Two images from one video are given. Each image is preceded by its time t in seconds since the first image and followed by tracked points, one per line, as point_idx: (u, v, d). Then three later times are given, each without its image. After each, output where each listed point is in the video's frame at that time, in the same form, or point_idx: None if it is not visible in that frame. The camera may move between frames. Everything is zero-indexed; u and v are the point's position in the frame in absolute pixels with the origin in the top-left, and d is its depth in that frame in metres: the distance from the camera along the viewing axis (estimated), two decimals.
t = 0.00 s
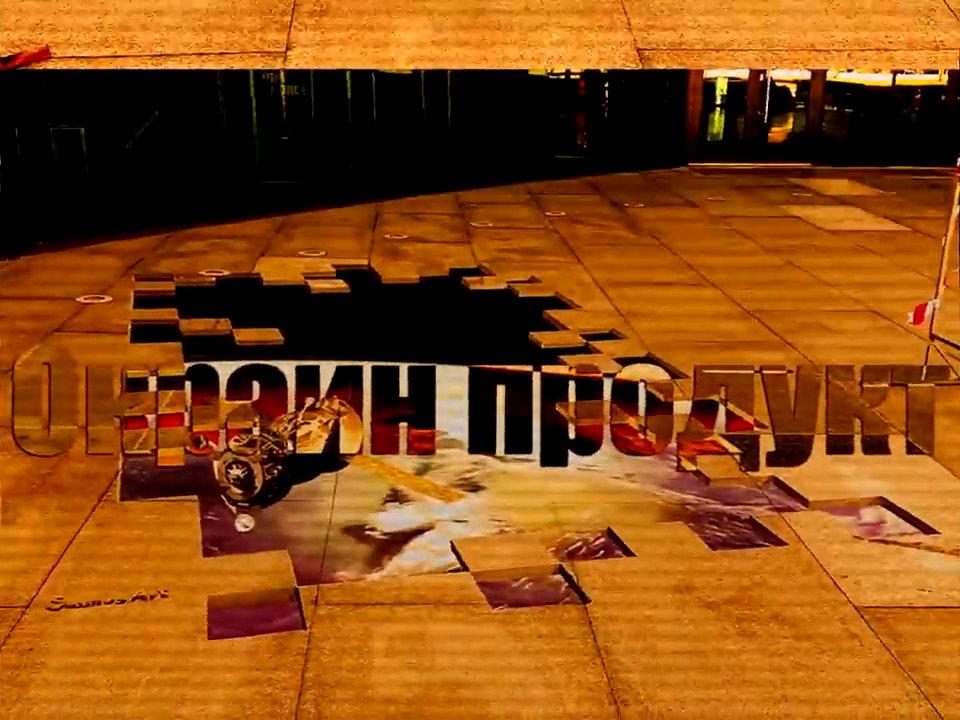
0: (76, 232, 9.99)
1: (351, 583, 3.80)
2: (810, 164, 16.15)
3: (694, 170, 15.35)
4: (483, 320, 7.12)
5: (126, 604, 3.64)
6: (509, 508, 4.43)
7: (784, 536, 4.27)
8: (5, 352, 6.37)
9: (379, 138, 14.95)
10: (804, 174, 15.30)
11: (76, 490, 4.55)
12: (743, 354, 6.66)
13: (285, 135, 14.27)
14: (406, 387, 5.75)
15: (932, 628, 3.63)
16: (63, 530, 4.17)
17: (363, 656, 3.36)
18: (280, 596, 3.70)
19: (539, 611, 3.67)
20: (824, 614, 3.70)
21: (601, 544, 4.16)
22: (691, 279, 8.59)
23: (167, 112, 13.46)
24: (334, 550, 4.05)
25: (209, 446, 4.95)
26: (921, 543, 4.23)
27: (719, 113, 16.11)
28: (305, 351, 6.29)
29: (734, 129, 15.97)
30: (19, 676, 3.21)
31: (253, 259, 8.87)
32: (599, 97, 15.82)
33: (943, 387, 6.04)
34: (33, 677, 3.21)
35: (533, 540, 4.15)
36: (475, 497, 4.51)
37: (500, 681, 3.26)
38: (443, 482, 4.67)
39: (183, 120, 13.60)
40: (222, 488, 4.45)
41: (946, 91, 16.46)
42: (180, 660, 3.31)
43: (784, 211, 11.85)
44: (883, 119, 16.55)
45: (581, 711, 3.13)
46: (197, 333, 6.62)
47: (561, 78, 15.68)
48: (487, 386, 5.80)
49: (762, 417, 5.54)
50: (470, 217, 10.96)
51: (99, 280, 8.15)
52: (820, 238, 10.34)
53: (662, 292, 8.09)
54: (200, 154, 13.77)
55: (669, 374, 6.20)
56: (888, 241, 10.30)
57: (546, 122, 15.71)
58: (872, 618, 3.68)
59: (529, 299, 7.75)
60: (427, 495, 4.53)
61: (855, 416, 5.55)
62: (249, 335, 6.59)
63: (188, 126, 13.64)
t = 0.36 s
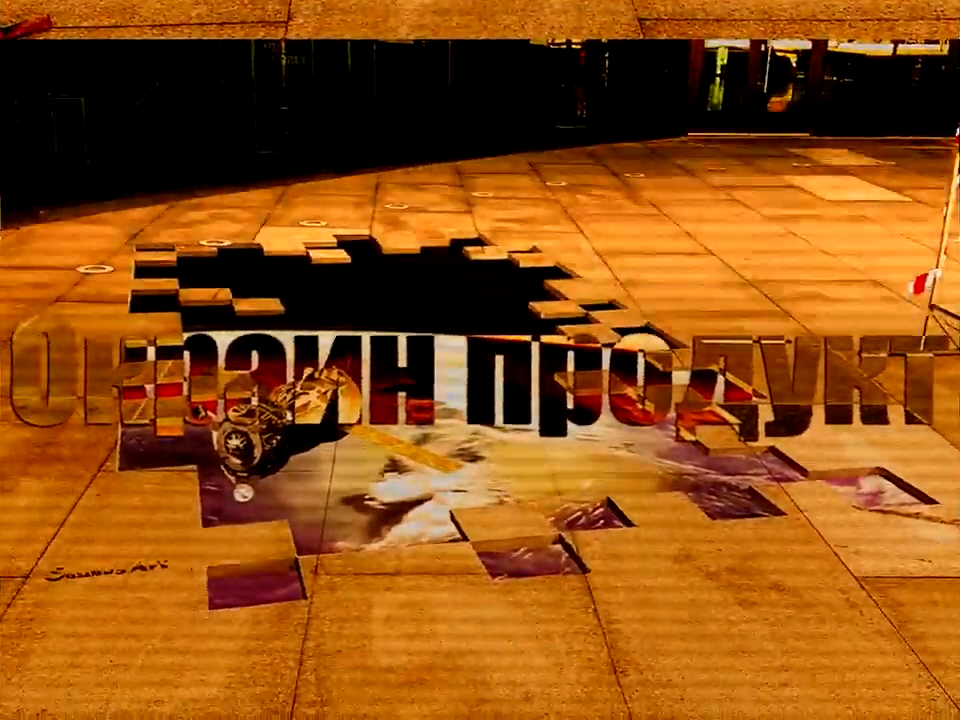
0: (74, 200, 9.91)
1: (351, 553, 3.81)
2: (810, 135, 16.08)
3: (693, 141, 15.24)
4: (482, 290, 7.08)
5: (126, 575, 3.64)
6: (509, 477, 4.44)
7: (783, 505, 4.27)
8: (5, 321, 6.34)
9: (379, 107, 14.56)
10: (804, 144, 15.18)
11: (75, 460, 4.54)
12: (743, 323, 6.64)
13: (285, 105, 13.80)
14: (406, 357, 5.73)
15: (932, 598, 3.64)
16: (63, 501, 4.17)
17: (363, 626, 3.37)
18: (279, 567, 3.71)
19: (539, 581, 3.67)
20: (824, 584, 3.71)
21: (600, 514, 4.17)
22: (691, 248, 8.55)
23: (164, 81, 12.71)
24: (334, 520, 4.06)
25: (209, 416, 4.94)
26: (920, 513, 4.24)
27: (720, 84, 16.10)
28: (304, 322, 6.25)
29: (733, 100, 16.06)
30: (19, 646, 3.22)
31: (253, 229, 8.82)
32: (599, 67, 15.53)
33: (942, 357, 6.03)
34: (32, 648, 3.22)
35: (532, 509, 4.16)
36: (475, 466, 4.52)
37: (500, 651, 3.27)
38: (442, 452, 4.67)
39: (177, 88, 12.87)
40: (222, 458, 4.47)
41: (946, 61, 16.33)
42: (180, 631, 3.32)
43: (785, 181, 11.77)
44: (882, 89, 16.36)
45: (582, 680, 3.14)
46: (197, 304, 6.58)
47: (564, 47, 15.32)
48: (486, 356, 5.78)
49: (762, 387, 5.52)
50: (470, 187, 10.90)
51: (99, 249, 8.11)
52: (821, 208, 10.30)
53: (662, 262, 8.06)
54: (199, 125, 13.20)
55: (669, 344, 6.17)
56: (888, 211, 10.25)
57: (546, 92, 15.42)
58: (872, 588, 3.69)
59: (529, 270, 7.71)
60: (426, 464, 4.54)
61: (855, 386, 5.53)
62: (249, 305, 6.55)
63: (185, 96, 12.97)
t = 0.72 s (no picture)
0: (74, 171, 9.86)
1: (351, 524, 3.82)
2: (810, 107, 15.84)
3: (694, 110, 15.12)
4: (484, 260, 7.03)
5: (126, 544, 3.66)
6: (510, 448, 4.43)
7: (784, 476, 4.28)
8: (5, 292, 6.32)
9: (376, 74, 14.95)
10: (805, 114, 15.04)
11: (76, 431, 4.54)
12: (743, 293, 6.60)
13: (285, 76, 14.50)
14: (406, 327, 5.71)
15: (932, 568, 3.66)
16: (63, 470, 4.18)
17: (363, 595, 3.39)
18: (278, 537, 3.72)
19: (538, 551, 3.69)
20: (824, 554, 3.73)
21: (600, 484, 4.18)
22: (692, 219, 8.49)
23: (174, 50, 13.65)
24: (337, 492, 4.05)
25: (209, 387, 4.93)
26: (920, 484, 4.25)
27: (720, 54, 15.65)
28: (305, 291, 6.23)
29: (734, 68, 15.66)
30: (19, 616, 3.24)
31: (253, 199, 8.78)
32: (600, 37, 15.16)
33: (944, 329, 6.00)
34: (32, 616, 3.25)
35: (532, 479, 4.17)
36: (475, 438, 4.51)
37: (500, 621, 3.29)
38: (442, 422, 4.67)
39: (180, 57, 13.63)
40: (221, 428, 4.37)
41: (947, 31, 16.05)
42: (180, 600, 3.35)
43: (785, 151, 11.69)
44: (885, 59, 16.10)
45: (582, 650, 3.16)
46: (197, 273, 6.56)
47: (562, 19, 15.08)
48: (487, 326, 5.76)
49: (762, 357, 5.51)
50: (470, 157, 10.81)
51: (99, 219, 8.08)
52: (822, 178, 10.21)
53: (663, 232, 8.01)
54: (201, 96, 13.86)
55: (669, 315, 6.12)
56: (889, 182, 10.17)
57: (547, 61, 15.26)
58: (871, 558, 3.70)
59: (530, 239, 7.67)
60: (427, 434, 4.54)
61: (854, 357, 5.52)
62: (249, 275, 6.52)
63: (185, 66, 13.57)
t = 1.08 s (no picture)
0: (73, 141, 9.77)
1: (351, 493, 3.83)
2: (809, 76, 15.87)
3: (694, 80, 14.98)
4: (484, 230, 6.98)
5: (126, 513, 3.67)
6: (510, 418, 4.43)
7: (784, 445, 4.28)
8: (5, 262, 6.30)
9: (380, 47, 13.98)
10: (805, 83, 14.90)
11: (76, 400, 4.54)
12: (743, 262, 6.57)
13: (286, 45, 13.42)
14: (406, 296, 5.69)
15: (932, 537, 3.67)
16: (64, 440, 4.18)
17: (364, 564, 3.41)
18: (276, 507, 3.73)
19: (539, 520, 3.70)
20: (824, 522, 3.74)
21: (600, 453, 4.18)
22: (691, 188, 8.44)
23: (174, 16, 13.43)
24: (336, 461, 4.05)
25: (209, 356, 4.93)
26: (921, 453, 4.25)
27: (720, 23, 15.88)
28: (304, 260, 6.20)
29: (734, 37, 15.87)
30: (20, 585, 3.26)
31: (252, 168, 8.71)
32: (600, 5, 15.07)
33: (943, 299, 5.98)
34: (33, 586, 3.26)
35: (532, 449, 4.17)
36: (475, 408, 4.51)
37: (501, 590, 3.31)
38: (442, 391, 4.66)
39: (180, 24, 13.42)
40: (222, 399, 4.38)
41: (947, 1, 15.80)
42: (180, 570, 3.36)
43: (784, 120, 11.59)
44: (885, 27, 15.94)
45: (582, 619, 3.18)
46: (196, 243, 6.52)
47: None
48: (487, 296, 5.73)
49: (763, 327, 5.48)
50: (469, 127, 10.72)
51: (98, 188, 8.03)
52: (821, 147, 10.14)
53: (663, 202, 7.96)
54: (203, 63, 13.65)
55: (669, 285, 6.08)
56: (887, 151, 10.10)
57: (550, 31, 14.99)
58: (871, 527, 3.72)
59: (530, 209, 7.62)
60: (427, 403, 4.54)
61: (854, 327, 5.51)
62: (249, 244, 6.48)
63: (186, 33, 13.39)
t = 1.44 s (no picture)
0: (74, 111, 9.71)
1: (352, 463, 3.84)
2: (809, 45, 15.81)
3: (695, 50, 14.83)
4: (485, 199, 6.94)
5: (126, 483, 3.69)
6: (510, 387, 4.43)
7: (784, 415, 4.28)
8: (6, 232, 6.29)
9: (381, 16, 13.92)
10: (806, 53, 14.76)
11: (76, 370, 4.55)
12: (743, 232, 6.54)
13: (286, 16, 13.22)
14: (407, 266, 5.67)
15: (932, 507, 3.68)
16: (65, 409, 4.19)
17: (365, 534, 3.43)
18: (275, 477, 3.74)
19: (538, 490, 3.71)
20: (825, 492, 3.75)
21: (600, 423, 4.19)
22: (692, 158, 8.39)
23: None
24: (337, 431, 4.05)
25: (210, 326, 4.88)
26: (920, 423, 4.26)
27: None
28: (305, 230, 6.18)
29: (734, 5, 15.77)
30: (19, 555, 3.28)
31: (253, 138, 8.66)
32: None
33: (942, 268, 5.96)
34: (32, 556, 3.28)
35: (533, 419, 4.17)
36: (476, 379, 4.50)
37: (501, 560, 3.33)
38: (443, 362, 4.65)
39: None
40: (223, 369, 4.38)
41: None
42: (180, 540, 3.37)
43: (786, 90, 11.50)
44: None
45: (582, 589, 3.20)
46: (197, 212, 6.50)
47: None
48: (488, 266, 5.71)
49: (763, 296, 5.47)
50: (470, 97, 10.64)
51: (100, 158, 7.98)
52: (822, 117, 10.07)
53: (664, 172, 7.91)
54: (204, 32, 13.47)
55: (669, 254, 6.06)
56: (887, 121, 10.02)
57: None
58: (871, 497, 3.73)
59: (530, 179, 7.58)
60: (427, 374, 4.53)
61: (854, 297, 5.49)
62: (250, 214, 6.46)
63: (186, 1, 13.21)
